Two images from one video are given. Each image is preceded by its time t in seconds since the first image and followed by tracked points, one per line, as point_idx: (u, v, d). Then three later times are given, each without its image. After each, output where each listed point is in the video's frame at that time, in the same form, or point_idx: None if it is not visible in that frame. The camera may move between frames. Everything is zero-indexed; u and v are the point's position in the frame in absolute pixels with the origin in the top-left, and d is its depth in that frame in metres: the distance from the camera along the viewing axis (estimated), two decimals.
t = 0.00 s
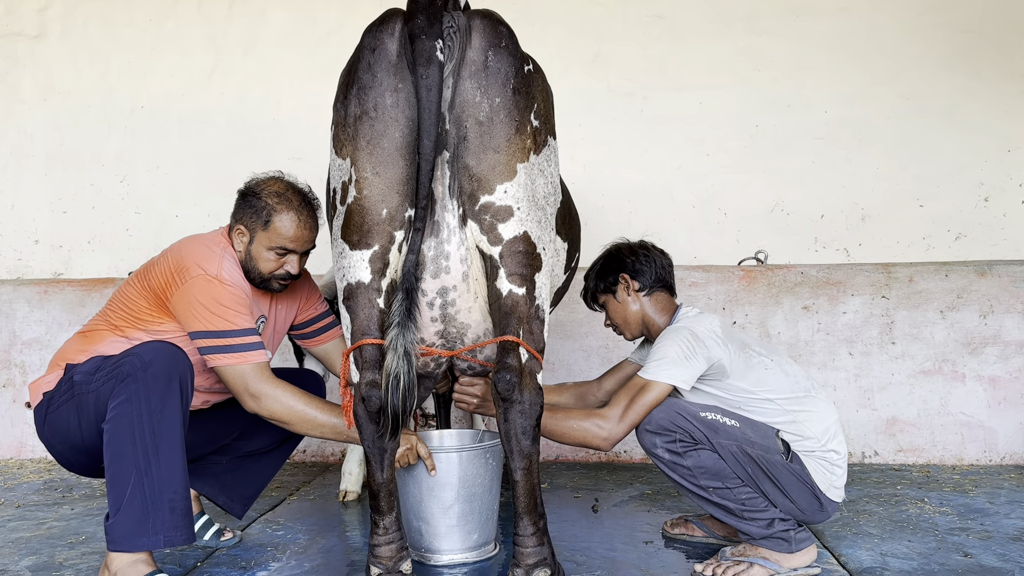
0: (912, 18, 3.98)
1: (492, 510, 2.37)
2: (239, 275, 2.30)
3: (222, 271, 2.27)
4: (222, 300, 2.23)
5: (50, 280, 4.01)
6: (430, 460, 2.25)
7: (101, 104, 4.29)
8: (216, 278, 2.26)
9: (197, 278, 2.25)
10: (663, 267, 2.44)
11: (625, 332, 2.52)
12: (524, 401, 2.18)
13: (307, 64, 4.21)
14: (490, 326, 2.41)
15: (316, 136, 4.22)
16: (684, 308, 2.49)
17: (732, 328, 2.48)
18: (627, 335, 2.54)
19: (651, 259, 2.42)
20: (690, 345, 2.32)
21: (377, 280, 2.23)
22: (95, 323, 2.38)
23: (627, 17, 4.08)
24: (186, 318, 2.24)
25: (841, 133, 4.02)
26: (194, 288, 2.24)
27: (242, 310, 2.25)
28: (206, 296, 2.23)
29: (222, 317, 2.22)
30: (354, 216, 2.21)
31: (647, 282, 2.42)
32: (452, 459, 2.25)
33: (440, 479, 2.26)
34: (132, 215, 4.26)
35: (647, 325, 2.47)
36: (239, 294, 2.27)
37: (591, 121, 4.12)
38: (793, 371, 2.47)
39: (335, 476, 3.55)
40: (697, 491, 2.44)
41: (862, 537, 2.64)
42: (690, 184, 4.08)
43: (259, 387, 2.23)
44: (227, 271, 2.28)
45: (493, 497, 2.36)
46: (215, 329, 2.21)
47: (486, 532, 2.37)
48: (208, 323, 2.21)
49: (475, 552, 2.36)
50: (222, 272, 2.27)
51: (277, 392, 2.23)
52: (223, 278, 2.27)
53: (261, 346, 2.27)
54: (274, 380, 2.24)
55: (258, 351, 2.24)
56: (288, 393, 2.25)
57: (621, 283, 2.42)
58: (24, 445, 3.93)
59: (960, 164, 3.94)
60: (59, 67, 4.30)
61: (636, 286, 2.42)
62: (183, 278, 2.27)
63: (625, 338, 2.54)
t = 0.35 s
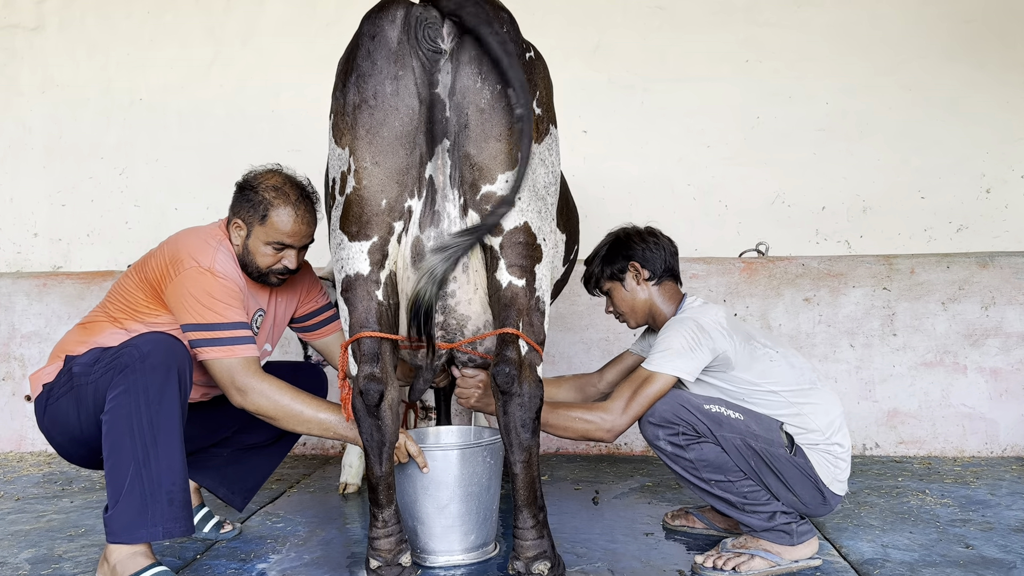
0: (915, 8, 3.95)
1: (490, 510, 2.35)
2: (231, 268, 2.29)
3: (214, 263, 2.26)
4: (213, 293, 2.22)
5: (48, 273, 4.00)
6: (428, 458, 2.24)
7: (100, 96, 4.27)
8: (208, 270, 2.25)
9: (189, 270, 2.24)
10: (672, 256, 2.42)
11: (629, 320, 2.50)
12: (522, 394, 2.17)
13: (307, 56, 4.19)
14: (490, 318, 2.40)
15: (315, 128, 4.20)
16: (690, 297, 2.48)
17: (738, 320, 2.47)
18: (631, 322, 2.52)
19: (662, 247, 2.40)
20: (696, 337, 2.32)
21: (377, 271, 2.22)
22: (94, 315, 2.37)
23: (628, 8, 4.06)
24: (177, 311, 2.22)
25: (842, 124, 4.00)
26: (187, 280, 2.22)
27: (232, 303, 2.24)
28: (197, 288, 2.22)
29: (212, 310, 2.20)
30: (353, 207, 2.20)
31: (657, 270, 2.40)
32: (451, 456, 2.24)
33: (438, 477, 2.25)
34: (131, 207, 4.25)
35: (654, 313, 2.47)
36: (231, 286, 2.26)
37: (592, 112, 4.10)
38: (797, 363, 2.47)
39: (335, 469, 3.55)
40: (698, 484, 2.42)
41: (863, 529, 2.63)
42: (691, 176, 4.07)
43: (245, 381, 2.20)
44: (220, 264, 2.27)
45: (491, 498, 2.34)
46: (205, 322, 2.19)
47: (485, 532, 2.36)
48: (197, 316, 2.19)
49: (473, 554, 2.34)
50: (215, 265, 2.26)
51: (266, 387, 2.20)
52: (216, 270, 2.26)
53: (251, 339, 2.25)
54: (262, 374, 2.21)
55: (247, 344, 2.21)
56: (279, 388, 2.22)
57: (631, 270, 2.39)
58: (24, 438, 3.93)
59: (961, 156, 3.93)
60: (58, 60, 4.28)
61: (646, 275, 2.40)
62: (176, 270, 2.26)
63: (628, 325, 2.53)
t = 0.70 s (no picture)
0: None
1: (490, 503, 2.34)
2: (220, 262, 2.30)
3: (202, 257, 2.27)
4: (200, 287, 2.22)
5: (48, 267, 3.99)
6: (429, 450, 2.23)
7: (99, 89, 4.26)
8: (196, 264, 2.25)
9: (177, 263, 2.25)
10: (683, 249, 2.40)
11: (634, 313, 2.43)
12: (522, 386, 2.16)
13: (306, 48, 4.18)
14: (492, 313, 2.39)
15: (314, 121, 4.19)
16: (694, 290, 2.48)
17: (744, 314, 2.46)
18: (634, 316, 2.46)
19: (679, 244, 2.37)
20: (703, 332, 2.30)
21: (377, 264, 2.22)
22: (92, 306, 2.38)
23: None
24: (166, 305, 2.23)
25: (843, 116, 3.98)
26: (176, 274, 2.23)
27: (220, 297, 2.24)
28: (185, 282, 2.22)
29: (199, 305, 2.21)
30: (354, 199, 2.20)
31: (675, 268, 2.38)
32: (451, 449, 2.24)
33: (439, 469, 2.24)
34: (131, 201, 4.24)
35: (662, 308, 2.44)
36: (218, 281, 2.26)
37: (592, 104, 4.09)
38: (802, 357, 2.46)
39: (335, 462, 3.55)
40: (703, 480, 2.42)
41: (864, 521, 2.63)
42: (691, 168, 4.06)
43: (229, 376, 2.22)
44: (208, 258, 2.28)
45: (492, 490, 2.33)
46: (193, 316, 2.20)
47: (485, 525, 2.35)
48: (185, 310, 2.20)
49: (473, 546, 2.33)
50: (203, 258, 2.27)
51: (253, 377, 2.24)
52: (203, 264, 2.26)
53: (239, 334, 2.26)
54: (246, 366, 2.23)
55: (234, 340, 2.23)
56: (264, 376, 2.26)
57: (654, 267, 2.35)
58: (23, 431, 3.92)
59: (963, 148, 3.92)
60: (56, 53, 4.26)
61: (665, 272, 2.36)
62: (165, 262, 2.27)
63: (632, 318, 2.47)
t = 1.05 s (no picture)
0: None
1: (490, 496, 2.34)
2: (230, 251, 2.27)
3: (211, 247, 2.23)
4: (214, 277, 2.21)
5: (47, 261, 3.98)
6: (429, 443, 2.23)
7: (98, 83, 4.25)
8: (205, 255, 2.22)
9: (185, 255, 2.22)
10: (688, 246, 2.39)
11: (639, 310, 2.43)
12: (542, 384, 2.15)
13: (305, 42, 4.17)
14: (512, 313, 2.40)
15: (314, 115, 4.18)
16: (697, 283, 2.48)
17: (747, 310, 2.45)
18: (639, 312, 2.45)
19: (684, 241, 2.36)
20: (706, 329, 2.29)
21: (400, 250, 2.31)
22: (89, 301, 2.37)
23: None
24: (179, 297, 2.22)
25: (845, 109, 3.97)
26: (185, 266, 2.21)
27: (235, 283, 2.23)
28: (197, 273, 2.20)
29: (216, 292, 2.20)
30: (388, 195, 2.25)
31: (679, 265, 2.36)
32: (451, 442, 2.22)
33: (439, 462, 2.24)
34: (131, 195, 4.24)
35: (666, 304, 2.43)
36: (232, 268, 2.24)
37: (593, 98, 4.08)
38: (806, 353, 2.45)
39: (335, 456, 3.54)
40: (704, 475, 2.41)
41: (865, 514, 2.62)
42: (692, 162, 4.05)
43: (263, 359, 2.24)
44: (217, 248, 2.24)
45: (492, 484, 2.33)
46: (212, 305, 2.19)
47: (485, 519, 2.35)
48: (201, 299, 2.19)
49: (473, 539, 2.33)
50: (212, 249, 2.23)
51: (288, 358, 2.26)
52: (213, 254, 2.23)
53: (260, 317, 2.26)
54: (278, 349, 2.26)
55: (257, 323, 2.23)
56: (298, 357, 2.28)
57: (661, 268, 2.33)
58: (23, 426, 3.92)
59: (964, 141, 3.91)
60: (54, 47, 4.25)
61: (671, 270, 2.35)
62: (172, 255, 2.24)
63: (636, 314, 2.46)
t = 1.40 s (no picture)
0: None
1: (491, 491, 2.33)
2: (239, 243, 2.25)
3: (219, 239, 2.23)
4: (222, 268, 2.19)
5: (48, 256, 3.98)
6: (430, 438, 2.23)
7: (98, 79, 4.24)
8: (214, 247, 2.21)
9: (194, 247, 2.21)
10: (691, 240, 2.37)
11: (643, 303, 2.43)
12: (535, 377, 2.16)
13: (305, 37, 4.16)
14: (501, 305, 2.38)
15: (314, 110, 4.17)
16: (702, 276, 2.48)
17: (750, 303, 2.45)
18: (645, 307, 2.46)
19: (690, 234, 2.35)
20: (709, 320, 2.28)
21: (383, 248, 2.23)
22: (90, 296, 2.36)
23: None
24: (187, 289, 2.20)
25: (846, 105, 3.97)
26: (194, 257, 2.20)
27: (244, 275, 2.22)
28: (205, 264, 2.19)
29: (223, 283, 2.19)
30: (365, 189, 2.19)
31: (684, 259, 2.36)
32: (453, 437, 2.23)
33: (441, 457, 2.24)
34: (131, 191, 4.24)
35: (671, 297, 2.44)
36: (241, 260, 2.23)
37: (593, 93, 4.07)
38: (809, 347, 2.45)
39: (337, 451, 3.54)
40: (706, 467, 2.43)
41: (866, 509, 2.63)
42: (693, 157, 4.04)
43: (271, 351, 2.21)
44: (225, 240, 2.23)
45: (493, 478, 2.33)
46: (220, 297, 2.18)
47: (487, 513, 2.35)
48: (209, 291, 2.18)
49: (474, 534, 2.32)
50: (220, 241, 2.23)
51: (296, 354, 2.22)
52: (221, 246, 2.22)
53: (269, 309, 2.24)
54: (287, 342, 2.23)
55: (267, 314, 2.21)
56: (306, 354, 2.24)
57: (663, 260, 2.33)
58: (25, 421, 3.92)
59: (965, 135, 3.90)
60: (54, 42, 4.25)
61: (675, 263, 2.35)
62: (180, 248, 2.23)
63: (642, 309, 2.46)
